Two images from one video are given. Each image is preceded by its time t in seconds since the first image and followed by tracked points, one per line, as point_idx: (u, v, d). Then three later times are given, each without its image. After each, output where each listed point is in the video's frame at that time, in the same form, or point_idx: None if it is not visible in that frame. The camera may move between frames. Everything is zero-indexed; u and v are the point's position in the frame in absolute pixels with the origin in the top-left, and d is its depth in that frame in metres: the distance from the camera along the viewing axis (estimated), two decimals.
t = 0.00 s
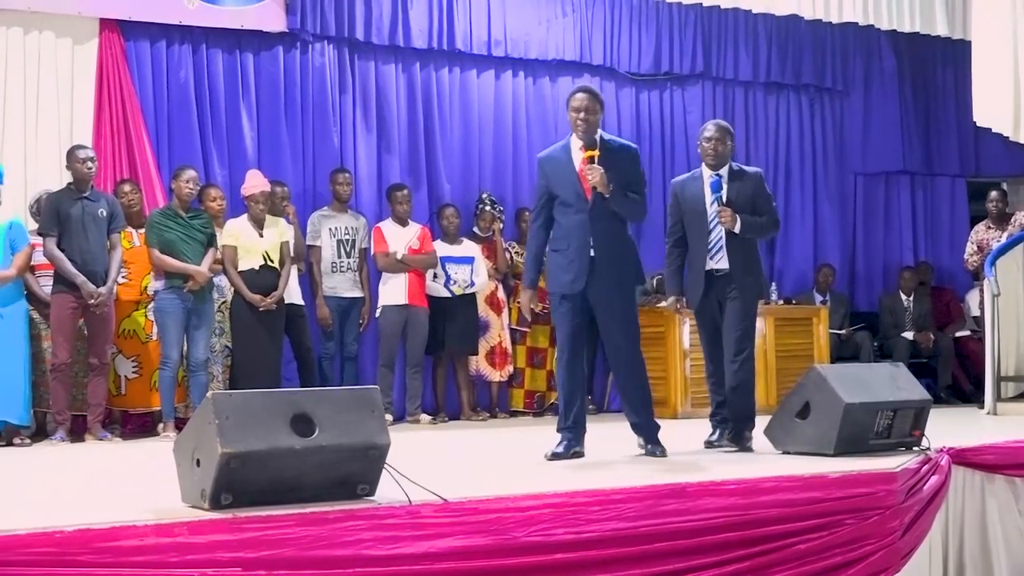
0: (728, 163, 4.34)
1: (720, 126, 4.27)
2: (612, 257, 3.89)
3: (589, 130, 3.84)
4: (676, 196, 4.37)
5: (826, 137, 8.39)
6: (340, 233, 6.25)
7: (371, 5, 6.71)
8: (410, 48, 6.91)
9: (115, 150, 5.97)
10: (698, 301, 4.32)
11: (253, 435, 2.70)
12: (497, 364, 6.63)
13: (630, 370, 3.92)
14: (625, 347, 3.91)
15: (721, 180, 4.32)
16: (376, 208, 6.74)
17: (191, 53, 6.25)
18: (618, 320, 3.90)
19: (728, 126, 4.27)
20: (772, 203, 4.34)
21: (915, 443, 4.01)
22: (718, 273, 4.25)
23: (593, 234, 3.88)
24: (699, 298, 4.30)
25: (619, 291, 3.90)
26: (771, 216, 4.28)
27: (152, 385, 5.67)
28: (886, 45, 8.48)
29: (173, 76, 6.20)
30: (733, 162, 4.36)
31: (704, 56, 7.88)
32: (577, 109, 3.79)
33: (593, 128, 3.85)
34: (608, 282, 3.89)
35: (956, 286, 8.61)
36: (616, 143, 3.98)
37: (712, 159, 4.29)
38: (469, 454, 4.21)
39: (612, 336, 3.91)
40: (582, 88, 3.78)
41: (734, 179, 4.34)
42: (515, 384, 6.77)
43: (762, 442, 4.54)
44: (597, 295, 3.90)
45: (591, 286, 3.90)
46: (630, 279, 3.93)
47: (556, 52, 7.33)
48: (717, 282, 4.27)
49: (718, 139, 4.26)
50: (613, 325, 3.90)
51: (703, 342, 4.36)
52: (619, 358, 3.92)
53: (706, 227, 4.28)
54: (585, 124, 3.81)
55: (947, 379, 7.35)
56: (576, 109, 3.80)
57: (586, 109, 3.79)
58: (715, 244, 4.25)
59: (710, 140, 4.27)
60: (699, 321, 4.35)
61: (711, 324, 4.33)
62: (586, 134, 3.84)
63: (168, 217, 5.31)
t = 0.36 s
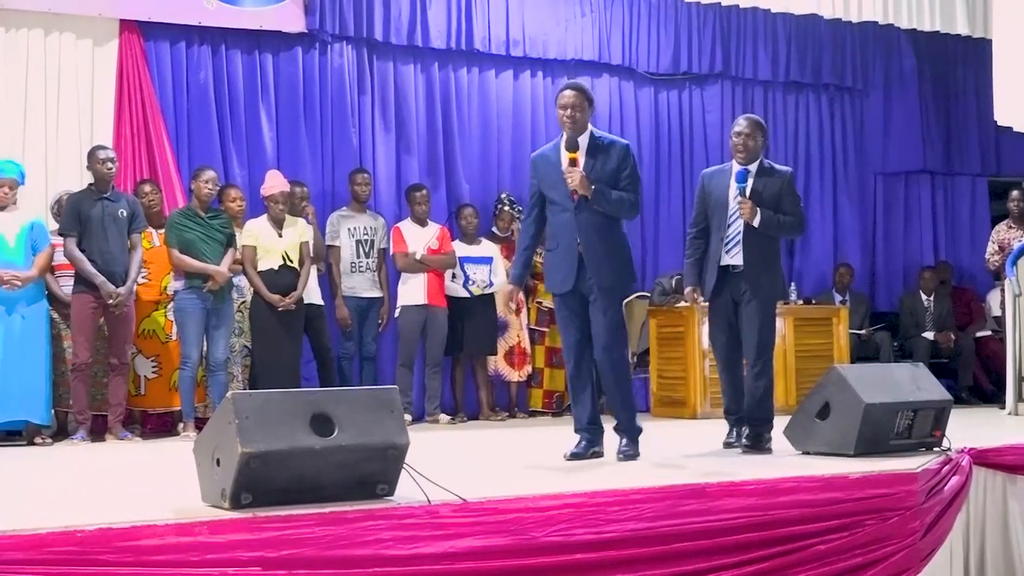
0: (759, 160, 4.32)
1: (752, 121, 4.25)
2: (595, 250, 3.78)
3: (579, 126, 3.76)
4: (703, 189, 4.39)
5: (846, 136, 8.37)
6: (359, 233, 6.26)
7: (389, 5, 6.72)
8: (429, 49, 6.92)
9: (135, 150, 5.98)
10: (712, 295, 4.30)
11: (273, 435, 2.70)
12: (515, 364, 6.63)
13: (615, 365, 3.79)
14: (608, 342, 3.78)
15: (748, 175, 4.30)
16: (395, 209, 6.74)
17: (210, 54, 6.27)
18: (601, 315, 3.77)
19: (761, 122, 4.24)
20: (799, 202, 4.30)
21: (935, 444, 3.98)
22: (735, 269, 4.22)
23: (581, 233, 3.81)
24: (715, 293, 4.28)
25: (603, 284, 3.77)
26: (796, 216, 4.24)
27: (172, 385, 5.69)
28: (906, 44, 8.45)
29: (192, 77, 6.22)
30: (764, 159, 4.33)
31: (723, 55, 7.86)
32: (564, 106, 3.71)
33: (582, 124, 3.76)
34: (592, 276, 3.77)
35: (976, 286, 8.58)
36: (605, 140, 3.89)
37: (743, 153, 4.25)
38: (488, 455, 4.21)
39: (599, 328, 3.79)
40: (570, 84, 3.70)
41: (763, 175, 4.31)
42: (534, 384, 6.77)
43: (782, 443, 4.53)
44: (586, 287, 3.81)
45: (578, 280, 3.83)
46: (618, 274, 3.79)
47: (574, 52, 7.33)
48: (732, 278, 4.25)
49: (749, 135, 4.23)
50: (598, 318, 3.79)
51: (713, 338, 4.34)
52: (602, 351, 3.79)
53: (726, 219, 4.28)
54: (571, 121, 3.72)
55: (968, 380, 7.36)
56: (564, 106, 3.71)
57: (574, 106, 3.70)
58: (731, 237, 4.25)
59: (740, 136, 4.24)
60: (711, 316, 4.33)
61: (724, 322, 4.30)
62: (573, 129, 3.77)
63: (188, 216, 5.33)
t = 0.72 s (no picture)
0: (776, 158, 4.29)
1: (768, 120, 4.19)
2: (592, 249, 3.74)
3: (580, 129, 3.78)
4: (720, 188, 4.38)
5: (868, 136, 8.34)
6: (381, 233, 6.28)
7: (410, 5, 6.72)
8: (450, 49, 6.92)
9: (157, 151, 6.00)
10: (724, 296, 4.25)
11: (295, 435, 2.71)
12: (537, 364, 6.62)
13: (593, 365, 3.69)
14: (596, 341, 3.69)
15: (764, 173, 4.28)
16: (416, 210, 6.75)
17: (232, 55, 6.29)
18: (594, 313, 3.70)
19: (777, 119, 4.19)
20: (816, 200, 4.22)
21: (959, 444, 3.96)
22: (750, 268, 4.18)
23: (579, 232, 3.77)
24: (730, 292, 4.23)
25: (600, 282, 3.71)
26: (812, 213, 4.16)
27: (194, 384, 5.71)
28: (928, 43, 8.41)
29: (214, 78, 6.24)
30: (782, 156, 4.30)
31: (744, 55, 7.84)
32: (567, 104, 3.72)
33: (585, 125, 3.77)
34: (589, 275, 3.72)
35: (1000, 286, 8.55)
36: (608, 142, 3.89)
37: (757, 150, 4.22)
38: (509, 455, 4.21)
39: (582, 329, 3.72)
40: (574, 83, 3.72)
41: (779, 174, 4.28)
42: (555, 384, 6.77)
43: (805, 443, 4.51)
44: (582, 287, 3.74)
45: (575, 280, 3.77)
46: (614, 275, 3.74)
47: (596, 52, 7.32)
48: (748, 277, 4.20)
49: (763, 134, 4.19)
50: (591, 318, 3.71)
51: (719, 339, 4.26)
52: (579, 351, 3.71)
53: (740, 217, 4.25)
54: (573, 122, 3.74)
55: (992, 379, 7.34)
56: (566, 106, 3.73)
57: (577, 106, 3.72)
58: (746, 236, 4.21)
59: (755, 134, 4.20)
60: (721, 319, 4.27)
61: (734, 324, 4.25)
62: (576, 133, 3.78)
63: (209, 216, 5.36)
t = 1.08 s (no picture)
0: (766, 158, 4.19)
1: (755, 122, 4.12)
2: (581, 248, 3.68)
3: (587, 123, 3.69)
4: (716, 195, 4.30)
5: (894, 135, 8.31)
6: (406, 233, 6.29)
7: (435, 5, 6.73)
8: (476, 49, 6.93)
9: (183, 152, 6.02)
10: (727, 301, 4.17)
11: (321, 434, 2.71)
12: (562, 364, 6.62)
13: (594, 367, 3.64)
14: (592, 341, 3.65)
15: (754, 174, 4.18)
16: (441, 209, 6.75)
17: (258, 56, 6.31)
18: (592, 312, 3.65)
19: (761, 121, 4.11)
20: (810, 195, 4.12)
21: (987, 446, 3.92)
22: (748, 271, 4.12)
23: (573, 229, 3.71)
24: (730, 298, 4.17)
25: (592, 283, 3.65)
26: (807, 208, 4.07)
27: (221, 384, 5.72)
28: (955, 42, 8.37)
29: (240, 78, 6.26)
30: (771, 155, 4.20)
31: (770, 54, 7.82)
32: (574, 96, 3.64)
33: (592, 120, 3.70)
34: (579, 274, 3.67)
35: None
36: (613, 137, 3.79)
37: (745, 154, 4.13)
38: (534, 454, 4.21)
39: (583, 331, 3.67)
40: (584, 76, 3.64)
41: (770, 174, 4.18)
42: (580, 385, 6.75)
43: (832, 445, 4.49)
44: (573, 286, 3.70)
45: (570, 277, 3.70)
46: (606, 274, 3.66)
47: (621, 52, 7.31)
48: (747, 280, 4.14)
49: (750, 137, 4.10)
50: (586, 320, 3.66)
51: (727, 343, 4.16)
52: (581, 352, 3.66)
53: (736, 221, 4.18)
54: (580, 115, 3.66)
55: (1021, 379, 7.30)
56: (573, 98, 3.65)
57: (584, 100, 3.64)
58: (744, 239, 4.14)
59: (742, 140, 4.10)
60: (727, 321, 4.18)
61: (743, 326, 4.14)
62: (582, 127, 3.70)
63: (236, 217, 5.38)
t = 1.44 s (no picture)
0: (745, 152, 4.13)
1: (735, 116, 4.07)
2: (582, 247, 3.65)
3: (584, 119, 3.65)
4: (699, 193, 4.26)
5: (919, 134, 8.28)
6: (430, 234, 6.29)
7: (459, 5, 6.74)
8: (500, 49, 6.94)
9: (208, 152, 6.04)
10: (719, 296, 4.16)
11: (345, 434, 2.72)
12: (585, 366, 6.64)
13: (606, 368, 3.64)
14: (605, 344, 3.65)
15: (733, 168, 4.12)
16: (464, 210, 6.75)
17: (282, 57, 6.33)
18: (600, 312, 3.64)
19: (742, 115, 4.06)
20: (792, 185, 4.02)
21: (1014, 446, 3.92)
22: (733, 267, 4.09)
23: (573, 226, 3.68)
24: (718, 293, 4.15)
25: (597, 283, 3.64)
26: (791, 199, 3.97)
27: (245, 384, 5.74)
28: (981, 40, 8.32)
29: (264, 79, 6.27)
30: (752, 149, 4.15)
31: (795, 54, 7.80)
32: (571, 92, 3.60)
33: (589, 117, 3.66)
34: (581, 274, 3.65)
35: None
36: (612, 132, 3.74)
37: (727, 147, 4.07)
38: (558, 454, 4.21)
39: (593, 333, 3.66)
40: (579, 73, 3.60)
41: (749, 167, 4.11)
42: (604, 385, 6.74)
43: (858, 445, 4.45)
44: (574, 287, 3.67)
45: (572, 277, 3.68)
46: (608, 273, 3.64)
47: (645, 51, 7.30)
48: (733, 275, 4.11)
49: (730, 130, 4.06)
50: (594, 320, 3.66)
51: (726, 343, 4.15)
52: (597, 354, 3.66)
53: (718, 217, 4.15)
54: (577, 112, 3.62)
55: None
56: (570, 96, 3.61)
57: (581, 96, 3.60)
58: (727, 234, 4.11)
59: (722, 132, 4.07)
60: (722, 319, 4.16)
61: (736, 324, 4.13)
62: (580, 123, 3.66)
63: (259, 217, 5.40)
